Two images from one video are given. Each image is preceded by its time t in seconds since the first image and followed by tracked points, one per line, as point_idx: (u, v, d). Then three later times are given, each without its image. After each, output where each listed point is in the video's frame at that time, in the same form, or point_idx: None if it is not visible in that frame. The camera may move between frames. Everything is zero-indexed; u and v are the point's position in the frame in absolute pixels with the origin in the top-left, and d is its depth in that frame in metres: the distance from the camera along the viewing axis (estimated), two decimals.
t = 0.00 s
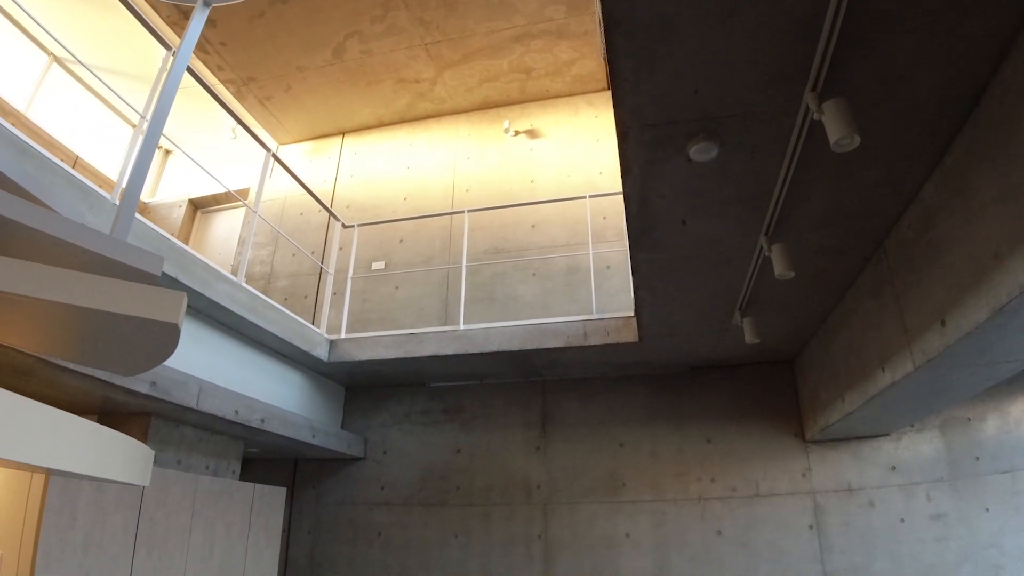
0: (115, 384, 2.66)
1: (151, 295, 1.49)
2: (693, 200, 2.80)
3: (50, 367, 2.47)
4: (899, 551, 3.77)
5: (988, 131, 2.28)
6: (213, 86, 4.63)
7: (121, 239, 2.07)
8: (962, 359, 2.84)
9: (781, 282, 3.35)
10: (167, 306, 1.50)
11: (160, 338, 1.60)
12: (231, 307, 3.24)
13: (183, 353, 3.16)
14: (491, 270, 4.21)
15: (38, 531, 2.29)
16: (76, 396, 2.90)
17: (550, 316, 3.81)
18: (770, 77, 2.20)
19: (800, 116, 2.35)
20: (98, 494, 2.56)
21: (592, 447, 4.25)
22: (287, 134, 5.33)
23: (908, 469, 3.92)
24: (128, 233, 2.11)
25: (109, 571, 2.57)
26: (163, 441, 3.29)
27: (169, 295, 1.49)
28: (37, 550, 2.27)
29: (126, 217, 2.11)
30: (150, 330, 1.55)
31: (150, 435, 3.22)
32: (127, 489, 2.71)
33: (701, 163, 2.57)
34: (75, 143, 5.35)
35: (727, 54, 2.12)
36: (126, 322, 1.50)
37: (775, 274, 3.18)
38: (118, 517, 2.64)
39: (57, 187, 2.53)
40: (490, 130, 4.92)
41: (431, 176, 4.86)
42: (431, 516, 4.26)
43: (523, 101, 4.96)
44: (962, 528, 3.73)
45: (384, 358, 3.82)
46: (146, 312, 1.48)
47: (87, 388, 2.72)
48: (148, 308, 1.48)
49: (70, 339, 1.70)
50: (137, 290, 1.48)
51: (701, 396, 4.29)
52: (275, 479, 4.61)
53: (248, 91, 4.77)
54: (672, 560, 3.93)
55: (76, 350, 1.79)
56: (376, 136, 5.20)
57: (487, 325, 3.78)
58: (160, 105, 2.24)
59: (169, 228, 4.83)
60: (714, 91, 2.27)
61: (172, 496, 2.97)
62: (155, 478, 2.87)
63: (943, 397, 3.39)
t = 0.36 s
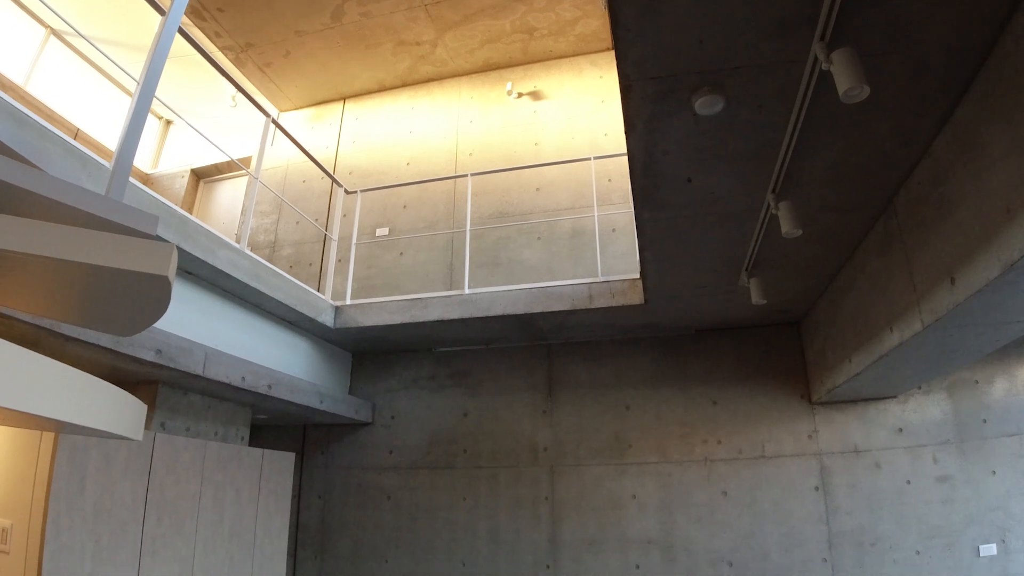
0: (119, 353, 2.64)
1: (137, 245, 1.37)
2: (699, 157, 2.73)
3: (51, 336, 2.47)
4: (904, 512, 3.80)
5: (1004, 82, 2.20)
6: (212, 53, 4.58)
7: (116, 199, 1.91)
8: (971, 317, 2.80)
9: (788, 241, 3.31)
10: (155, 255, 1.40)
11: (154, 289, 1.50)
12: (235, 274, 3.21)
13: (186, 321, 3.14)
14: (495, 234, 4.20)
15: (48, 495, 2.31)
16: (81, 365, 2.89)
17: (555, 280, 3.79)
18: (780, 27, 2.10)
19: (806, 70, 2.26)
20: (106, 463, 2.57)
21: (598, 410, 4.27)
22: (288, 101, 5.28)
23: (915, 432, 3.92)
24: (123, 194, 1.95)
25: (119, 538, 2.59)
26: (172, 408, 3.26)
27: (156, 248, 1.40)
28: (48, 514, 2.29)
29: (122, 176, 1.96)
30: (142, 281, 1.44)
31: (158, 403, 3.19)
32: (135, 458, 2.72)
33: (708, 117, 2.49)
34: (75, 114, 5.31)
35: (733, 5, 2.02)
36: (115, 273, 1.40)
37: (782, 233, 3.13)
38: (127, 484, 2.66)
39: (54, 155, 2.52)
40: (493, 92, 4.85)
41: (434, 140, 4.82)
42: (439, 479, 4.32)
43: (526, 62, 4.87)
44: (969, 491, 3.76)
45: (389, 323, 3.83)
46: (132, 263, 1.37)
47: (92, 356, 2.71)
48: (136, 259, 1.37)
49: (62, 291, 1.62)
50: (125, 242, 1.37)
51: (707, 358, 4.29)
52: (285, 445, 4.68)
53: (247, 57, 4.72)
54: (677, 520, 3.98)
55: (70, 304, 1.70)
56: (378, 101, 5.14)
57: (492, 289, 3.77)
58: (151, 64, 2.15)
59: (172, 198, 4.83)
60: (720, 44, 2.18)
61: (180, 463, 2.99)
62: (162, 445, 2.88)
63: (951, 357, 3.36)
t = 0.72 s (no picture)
0: (120, 326, 2.54)
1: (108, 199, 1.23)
2: (705, 116, 2.63)
3: (53, 312, 2.36)
4: (908, 478, 3.82)
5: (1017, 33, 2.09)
6: (206, 24, 4.52)
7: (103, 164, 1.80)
8: (979, 279, 2.76)
9: (792, 203, 3.25)
10: (134, 209, 1.26)
11: (130, 256, 1.38)
12: (234, 246, 3.15)
13: (185, 293, 3.10)
14: (496, 202, 4.18)
15: (51, 468, 2.30)
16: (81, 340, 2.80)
17: (558, 247, 3.76)
18: None
19: (806, 39, 2.21)
20: (109, 437, 2.56)
21: (601, 377, 4.27)
22: (284, 71, 5.23)
23: (919, 398, 3.92)
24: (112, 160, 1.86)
25: (124, 511, 2.60)
26: (174, 380, 3.19)
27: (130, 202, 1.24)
28: (50, 491, 2.27)
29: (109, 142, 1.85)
30: (117, 241, 1.31)
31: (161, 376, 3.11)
32: (138, 431, 2.71)
33: (711, 74, 2.40)
34: (69, 90, 5.25)
35: None
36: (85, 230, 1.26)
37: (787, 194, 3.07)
38: (130, 456, 2.65)
39: (48, 130, 2.48)
40: (492, 59, 4.78)
41: (432, 108, 4.77)
42: (443, 448, 4.34)
43: (526, 27, 4.79)
44: (973, 457, 3.80)
45: (392, 293, 3.82)
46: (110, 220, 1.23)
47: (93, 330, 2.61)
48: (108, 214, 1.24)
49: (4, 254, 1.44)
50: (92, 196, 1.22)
51: (710, 325, 4.27)
52: (290, 416, 4.71)
53: (242, 27, 4.66)
54: (682, 486, 4.00)
55: (43, 276, 1.58)
56: (375, 70, 5.07)
57: (494, 257, 3.74)
58: (138, 27, 2.10)
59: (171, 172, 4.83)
60: None
61: (184, 434, 2.98)
62: (165, 418, 2.87)
63: (958, 321, 3.34)
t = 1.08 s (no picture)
0: (133, 302, 2.54)
1: (111, 158, 1.32)
2: (716, 77, 2.57)
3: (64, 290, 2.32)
4: (923, 451, 3.79)
5: None
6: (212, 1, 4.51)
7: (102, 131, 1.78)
8: (996, 245, 2.70)
9: (805, 170, 3.19)
10: (128, 168, 1.34)
11: (125, 218, 1.47)
12: (244, 222, 3.15)
13: (197, 270, 3.11)
14: (506, 175, 4.19)
15: (66, 439, 2.33)
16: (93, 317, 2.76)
17: (568, 219, 3.74)
18: None
19: (816, 4, 2.17)
20: (121, 412, 2.58)
21: (613, 349, 4.27)
22: (291, 48, 5.20)
23: (935, 369, 3.89)
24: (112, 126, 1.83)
25: (138, 485, 2.63)
26: (187, 357, 3.18)
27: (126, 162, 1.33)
28: (64, 464, 2.31)
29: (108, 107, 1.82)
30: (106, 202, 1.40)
31: (173, 351, 3.11)
32: (151, 406, 2.74)
33: (720, 34, 2.33)
34: (78, 73, 5.27)
35: None
36: (78, 192, 1.34)
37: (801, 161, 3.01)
38: (143, 430, 2.68)
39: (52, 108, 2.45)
40: (500, 30, 4.72)
41: (440, 82, 4.73)
42: (456, 422, 4.37)
43: None
44: (989, 429, 3.76)
45: (403, 268, 3.83)
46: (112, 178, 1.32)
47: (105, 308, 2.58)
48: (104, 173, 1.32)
49: None
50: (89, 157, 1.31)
51: (722, 296, 4.25)
52: (305, 392, 4.77)
53: (248, 4, 4.63)
54: (695, 458, 4.00)
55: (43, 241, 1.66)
56: (382, 44, 5.03)
57: (503, 230, 3.73)
58: None
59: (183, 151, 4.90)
60: None
61: (198, 409, 3.01)
62: (178, 392, 2.89)
63: (974, 290, 3.28)
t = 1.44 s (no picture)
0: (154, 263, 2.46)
1: (121, 79, 1.50)
2: (753, 20, 2.39)
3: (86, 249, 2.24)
4: (956, 415, 3.70)
5: None
6: None
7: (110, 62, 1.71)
8: None
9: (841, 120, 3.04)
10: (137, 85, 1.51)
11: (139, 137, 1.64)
12: (264, 181, 3.12)
13: (219, 231, 3.09)
14: (530, 135, 4.18)
15: (91, 396, 2.34)
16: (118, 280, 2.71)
17: (594, 176, 3.66)
18: None
19: None
20: (146, 370, 2.58)
21: (639, 310, 4.21)
22: (310, 9, 5.13)
23: (970, 332, 3.77)
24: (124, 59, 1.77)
25: (165, 443, 2.64)
26: (212, 317, 3.16)
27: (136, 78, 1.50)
28: (89, 421, 2.31)
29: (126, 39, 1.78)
30: (127, 131, 1.61)
31: (199, 313, 3.09)
32: (177, 366, 2.74)
33: None
34: (101, 41, 5.30)
35: None
36: (96, 113, 1.52)
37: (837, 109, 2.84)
38: (169, 388, 2.68)
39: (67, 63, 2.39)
40: None
41: (462, 41, 4.64)
42: (482, 383, 4.38)
43: None
44: None
45: (427, 229, 3.80)
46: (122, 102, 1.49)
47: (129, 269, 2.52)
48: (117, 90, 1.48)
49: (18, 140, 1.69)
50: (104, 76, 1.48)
51: (751, 255, 4.16)
52: (331, 352, 4.83)
53: None
54: (723, 420, 3.96)
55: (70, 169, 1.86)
56: (402, 3, 4.93)
57: (527, 188, 3.68)
58: None
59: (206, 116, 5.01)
60: None
61: (224, 368, 3.01)
62: (203, 351, 2.88)
63: (1017, 249, 3.13)
